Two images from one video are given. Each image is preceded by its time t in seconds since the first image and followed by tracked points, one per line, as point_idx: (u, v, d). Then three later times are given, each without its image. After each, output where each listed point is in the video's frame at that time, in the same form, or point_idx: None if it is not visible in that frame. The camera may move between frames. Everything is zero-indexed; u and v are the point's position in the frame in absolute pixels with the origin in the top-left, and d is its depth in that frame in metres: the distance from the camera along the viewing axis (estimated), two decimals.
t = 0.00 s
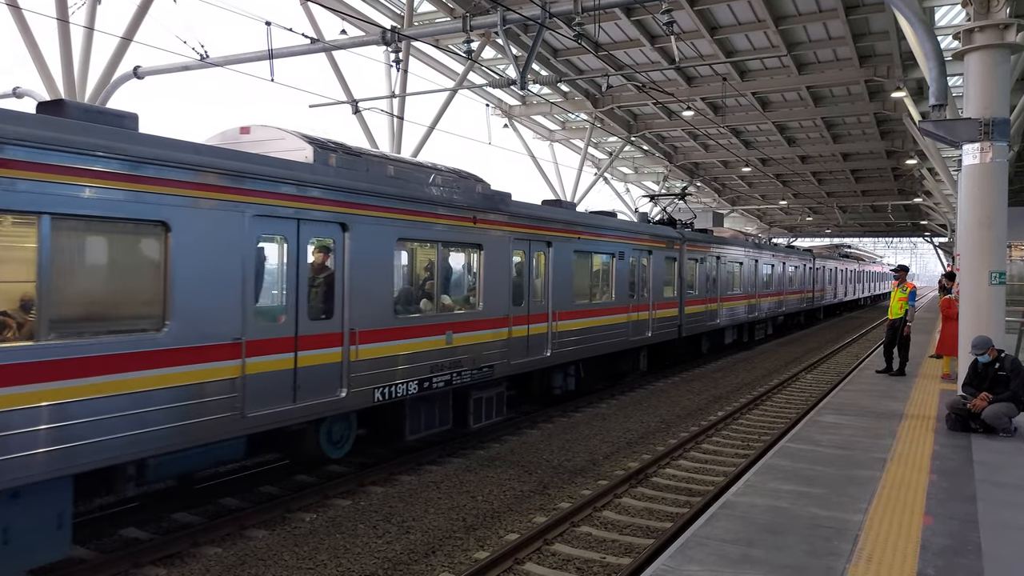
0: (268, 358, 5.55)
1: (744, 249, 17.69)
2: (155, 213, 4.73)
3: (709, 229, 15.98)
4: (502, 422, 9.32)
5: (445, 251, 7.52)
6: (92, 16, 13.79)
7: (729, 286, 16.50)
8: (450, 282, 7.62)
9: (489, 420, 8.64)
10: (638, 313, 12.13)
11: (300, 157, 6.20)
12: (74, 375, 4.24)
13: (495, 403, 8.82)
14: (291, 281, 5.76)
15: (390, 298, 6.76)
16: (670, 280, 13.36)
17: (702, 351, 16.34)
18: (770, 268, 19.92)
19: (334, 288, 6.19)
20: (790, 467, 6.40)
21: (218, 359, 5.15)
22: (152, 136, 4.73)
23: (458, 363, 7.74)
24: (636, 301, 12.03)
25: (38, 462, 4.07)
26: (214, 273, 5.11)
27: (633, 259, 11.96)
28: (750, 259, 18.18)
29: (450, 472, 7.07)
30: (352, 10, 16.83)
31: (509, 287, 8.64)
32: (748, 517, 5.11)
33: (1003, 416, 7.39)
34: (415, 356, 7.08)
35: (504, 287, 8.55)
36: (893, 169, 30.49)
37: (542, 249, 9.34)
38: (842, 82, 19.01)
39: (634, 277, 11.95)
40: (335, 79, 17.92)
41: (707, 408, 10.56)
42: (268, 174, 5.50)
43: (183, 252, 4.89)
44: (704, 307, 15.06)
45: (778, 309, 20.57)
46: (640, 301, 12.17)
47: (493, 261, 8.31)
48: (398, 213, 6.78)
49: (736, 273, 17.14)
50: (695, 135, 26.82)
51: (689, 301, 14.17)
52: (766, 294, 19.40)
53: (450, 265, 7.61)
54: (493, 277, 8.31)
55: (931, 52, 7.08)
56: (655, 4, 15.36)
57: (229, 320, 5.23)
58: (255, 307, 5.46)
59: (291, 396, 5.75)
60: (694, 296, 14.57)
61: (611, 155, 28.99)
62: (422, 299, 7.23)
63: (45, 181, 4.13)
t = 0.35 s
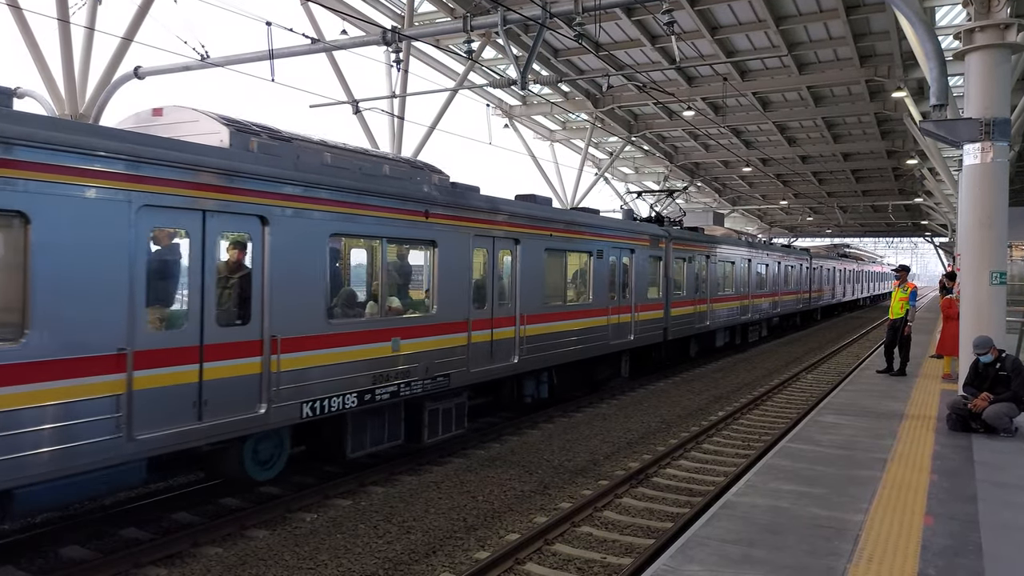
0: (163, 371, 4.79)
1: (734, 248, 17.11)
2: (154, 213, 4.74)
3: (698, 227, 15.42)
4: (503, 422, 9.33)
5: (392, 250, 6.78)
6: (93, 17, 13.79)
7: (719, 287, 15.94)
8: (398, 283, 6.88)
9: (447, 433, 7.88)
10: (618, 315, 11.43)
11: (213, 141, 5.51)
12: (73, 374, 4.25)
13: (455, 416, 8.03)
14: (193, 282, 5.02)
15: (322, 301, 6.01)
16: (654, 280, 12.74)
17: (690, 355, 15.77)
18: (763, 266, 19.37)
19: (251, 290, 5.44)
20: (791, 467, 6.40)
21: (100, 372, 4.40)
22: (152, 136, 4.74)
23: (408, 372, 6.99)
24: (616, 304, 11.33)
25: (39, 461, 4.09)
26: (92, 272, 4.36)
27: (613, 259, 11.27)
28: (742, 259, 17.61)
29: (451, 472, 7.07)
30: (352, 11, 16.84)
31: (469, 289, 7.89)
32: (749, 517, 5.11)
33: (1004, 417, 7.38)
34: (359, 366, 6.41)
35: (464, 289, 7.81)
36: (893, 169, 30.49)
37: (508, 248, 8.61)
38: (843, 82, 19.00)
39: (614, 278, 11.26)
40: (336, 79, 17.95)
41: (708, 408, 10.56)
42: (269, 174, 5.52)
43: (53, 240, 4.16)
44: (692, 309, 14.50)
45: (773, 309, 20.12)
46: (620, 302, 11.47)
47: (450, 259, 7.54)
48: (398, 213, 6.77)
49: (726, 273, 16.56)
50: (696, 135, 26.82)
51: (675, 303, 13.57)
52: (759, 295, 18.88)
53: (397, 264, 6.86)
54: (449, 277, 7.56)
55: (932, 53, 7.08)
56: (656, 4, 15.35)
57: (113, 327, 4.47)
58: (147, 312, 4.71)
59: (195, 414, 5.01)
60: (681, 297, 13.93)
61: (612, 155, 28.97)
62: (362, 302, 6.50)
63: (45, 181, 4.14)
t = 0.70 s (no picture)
0: (64, 384, 4.30)
1: (725, 246, 16.51)
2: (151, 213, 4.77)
3: (687, 224, 14.83)
4: (505, 422, 9.32)
5: (334, 249, 6.18)
6: (93, 18, 13.79)
7: (709, 287, 15.33)
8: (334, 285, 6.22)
9: (397, 450, 7.07)
10: (597, 318, 10.75)
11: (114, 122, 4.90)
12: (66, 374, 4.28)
13: (410, 431, 7.28)
14: (72, 285, 4.37)
15: (239, 305, 5.35)
16: (638, 281, 12.08)
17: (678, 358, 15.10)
18: (755, 264, 18.73)
19: (146, 295, 4.76)
20: (792, 467, 6.40)
21: None
22: (148, 137, 4.76)
23: (350, 383, 6.32)
24: (595, 306, 10.66)
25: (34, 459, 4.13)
26: None
27: (591, 259, 10.57)
28: (733, 258, 16.99)
29: (452, 473, 7.06)
30: (352, 11, 16.85)
31: (424, 290, 7.21)
32: (750, 517, 5.10)
33: (1005, 416, 7.37)
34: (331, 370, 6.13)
35: (418, 291, 7.13)
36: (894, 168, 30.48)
37: (469, 247, 7.94)
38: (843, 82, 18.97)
39: (592, 278, 10.58)
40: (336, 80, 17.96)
41: (709, 408, 10.56)
42: (268, 174, 5.53)
43: None
44: (680, 310, 13.89)
45: (767, 309, 19.57)
46: (599, 304, 10.79)
47: (399, 258, 6.86)
48: (395, 213, 6.76)
49: (716, 274, 15.94)
50: (697, 135, 26.81)
51: (661, 304, 12.92)
52: (752, 295, 18.33)
53: (335, 264, 6.20)
54: (399, 278, 6.87)
55: (932, 51, 7.08)
56: (656, 3, 15.34)
57: None
58: (8, 320, 4.05)
59: (73, 438, 4.32)
60: (667, 298, 13.27)
61: (613, 155, 28.95)
62: (291, 306, 5.85)
63: (41, 182, 4.17)
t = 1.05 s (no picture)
0: None
1: (715, 245, 15.84)
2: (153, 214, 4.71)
3: (676, 221, 14.21)
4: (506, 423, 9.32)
5: (284, 246, 5.68)
6: (93, 19, 13.81)
7: (697, 288, 14.67)
8: (255, 287, 5.46)
9: (339, 469, 6.38)
10: (574, 322, 10.09)
11: None
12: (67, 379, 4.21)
13: (356, 448, 6.58)
14: None
15: (130, 312, 4.56)
16: (620, 282, 11.41)
17: (664, 362, 14.41)
18: (746, 263, 18.10)
19: (11, 299, 3.98)
20: (792, 467, 6.40)
21: None
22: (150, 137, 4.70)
23: (277, 398, 5.58)
24: (571, 308, 9.98)
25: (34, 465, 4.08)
26: None
27: (568, 257, 9.88)
28: (724, 258, 16.32)
29: (453, 473, 7.06)
30: (352, 12, 16.87)
31: (371, 292, 6.45)
32: (751, 517, 5.10)
33: (1006, 415, 7.36)
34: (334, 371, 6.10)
35: (363, 292, 6.38)
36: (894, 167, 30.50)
37: (426, 245, 7.20)
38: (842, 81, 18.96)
39: (568, 279, 9.91)
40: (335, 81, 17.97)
41: (710, 408, 10.56)
42: (273, 176, 5.52)
43: None
44: (667, 312, 13.26)
45: (760, 311, 19.03)
46: (575, 307, 10.11)
47: (337, 256, 6.10)
48: (396, 214, 6.72)
49: (705, 274, 15.28)
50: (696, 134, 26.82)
51: (644, 306, 12.26)
52: (744, 295, 17.70)
53: (268, 264, 5.56)
54: (342, 278, 6.15)
55: (932, 50, 7.08)
56: (655, 4, 15.36)
57: None
58: None
59: None
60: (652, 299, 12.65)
61: (613, 155, 28.95)
62: (202, 312, 5.07)
63: (41, 184, 4.09)
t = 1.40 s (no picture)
0: None
1: (707, 244, 15.16)
2: (154, 216, 4.74)
3: (665, 219, 13.62)
4: (507, 424, 9.31)
5: (201, 242, 5.08)
6: (94, 21, 13.81)
7: (687, 289, 14.01)
8: (163, 290, 4.86)
9: (273, 494, 5.68)
10: (549, 326, 9.53)
11: None
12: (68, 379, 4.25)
13: (292, 468, 5.90)
14: None
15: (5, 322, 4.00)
16: (601, 283, 10.84)
17: (652, 367, 13.72)
18: (741, 263, 17.45)
19: None
20: (794, 467, 6.40)
21: None
22: (148, 138, 4.73)
23: (254, 403, 5.38)
24: (545, 311, 9.41)
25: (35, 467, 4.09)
26: None
27: (541, 256, 9.31)
28: (716, 258, 15.66)
29: (454, 475, 7.06)
30: (352, 14, 16.88)
31: (307, 295, 5.84)
32: (752, 517, 5.11)
33: (1007, 415, 7.34)
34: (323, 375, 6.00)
35: (298, 296, 5.75)
36: (894, 167, 30.49)
37: (374, 243, 6.60)
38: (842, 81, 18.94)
39: (542, 280, 9.34)
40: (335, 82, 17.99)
41: (711, 409, 10.56)
42: (273, 177, 5.53)
43: None
44: (654, 314, 12.64)
45: (756, 312, 18.45)
46: (550, 310, 9.54)
47: (263, 256, 5.46)
48: (396, 215, 6.74)
49: (696, 274, 14.61)
50: (697, 134, 26.83)
51: (628, 308, 11.64)
52: (737, 296, 17.03)
53: (179, 266, 4.96)
54: (269, 279, 5.52)
55: (932, 50, 7.08)
56: (656, 4, 15.36)
57: None
58: None
59: None
60: (637, 301, 12.05)
61: (613, 155, 28.95)
62: (96, 319, 4.48)
63: (39, 185, 4.14)
